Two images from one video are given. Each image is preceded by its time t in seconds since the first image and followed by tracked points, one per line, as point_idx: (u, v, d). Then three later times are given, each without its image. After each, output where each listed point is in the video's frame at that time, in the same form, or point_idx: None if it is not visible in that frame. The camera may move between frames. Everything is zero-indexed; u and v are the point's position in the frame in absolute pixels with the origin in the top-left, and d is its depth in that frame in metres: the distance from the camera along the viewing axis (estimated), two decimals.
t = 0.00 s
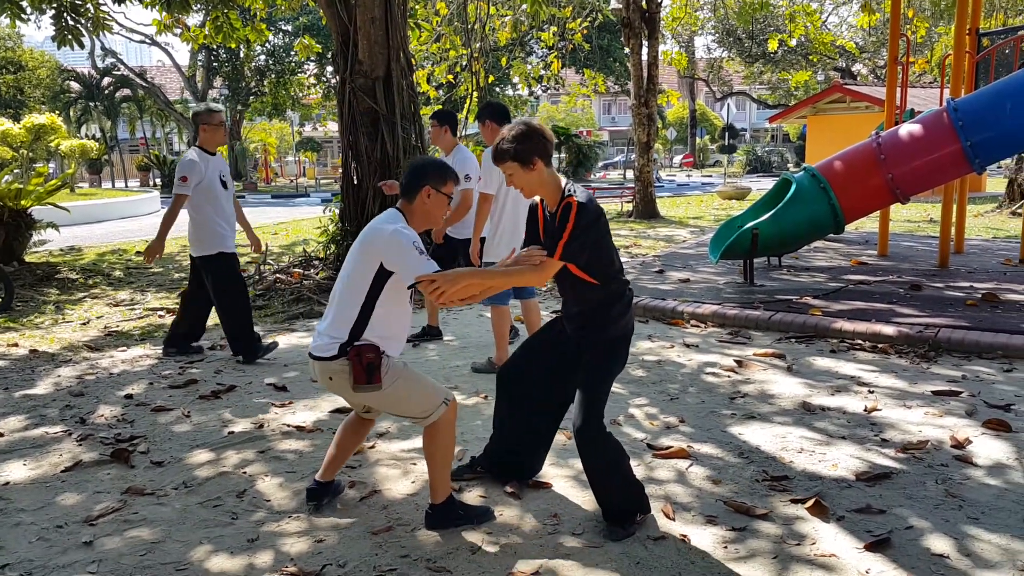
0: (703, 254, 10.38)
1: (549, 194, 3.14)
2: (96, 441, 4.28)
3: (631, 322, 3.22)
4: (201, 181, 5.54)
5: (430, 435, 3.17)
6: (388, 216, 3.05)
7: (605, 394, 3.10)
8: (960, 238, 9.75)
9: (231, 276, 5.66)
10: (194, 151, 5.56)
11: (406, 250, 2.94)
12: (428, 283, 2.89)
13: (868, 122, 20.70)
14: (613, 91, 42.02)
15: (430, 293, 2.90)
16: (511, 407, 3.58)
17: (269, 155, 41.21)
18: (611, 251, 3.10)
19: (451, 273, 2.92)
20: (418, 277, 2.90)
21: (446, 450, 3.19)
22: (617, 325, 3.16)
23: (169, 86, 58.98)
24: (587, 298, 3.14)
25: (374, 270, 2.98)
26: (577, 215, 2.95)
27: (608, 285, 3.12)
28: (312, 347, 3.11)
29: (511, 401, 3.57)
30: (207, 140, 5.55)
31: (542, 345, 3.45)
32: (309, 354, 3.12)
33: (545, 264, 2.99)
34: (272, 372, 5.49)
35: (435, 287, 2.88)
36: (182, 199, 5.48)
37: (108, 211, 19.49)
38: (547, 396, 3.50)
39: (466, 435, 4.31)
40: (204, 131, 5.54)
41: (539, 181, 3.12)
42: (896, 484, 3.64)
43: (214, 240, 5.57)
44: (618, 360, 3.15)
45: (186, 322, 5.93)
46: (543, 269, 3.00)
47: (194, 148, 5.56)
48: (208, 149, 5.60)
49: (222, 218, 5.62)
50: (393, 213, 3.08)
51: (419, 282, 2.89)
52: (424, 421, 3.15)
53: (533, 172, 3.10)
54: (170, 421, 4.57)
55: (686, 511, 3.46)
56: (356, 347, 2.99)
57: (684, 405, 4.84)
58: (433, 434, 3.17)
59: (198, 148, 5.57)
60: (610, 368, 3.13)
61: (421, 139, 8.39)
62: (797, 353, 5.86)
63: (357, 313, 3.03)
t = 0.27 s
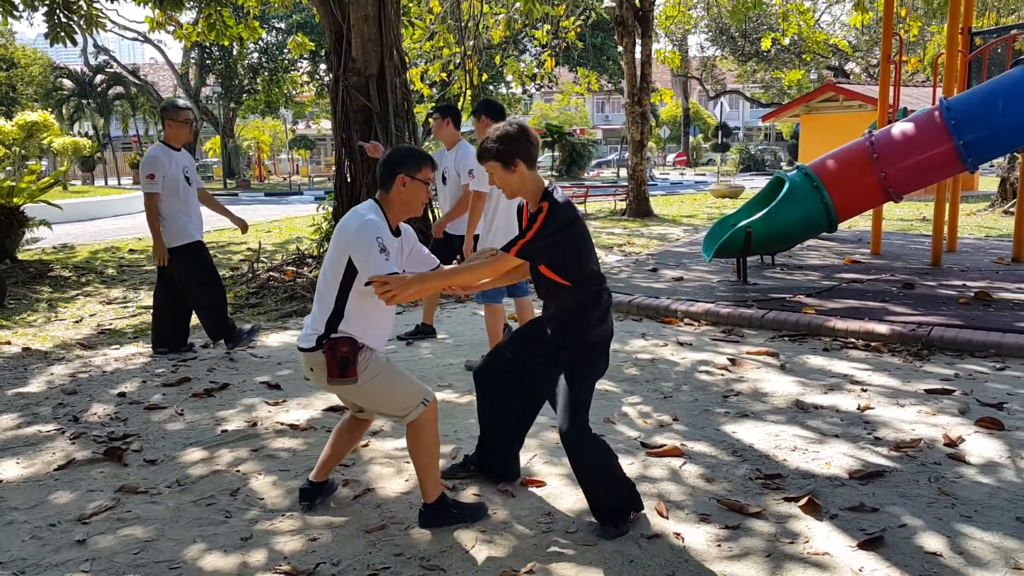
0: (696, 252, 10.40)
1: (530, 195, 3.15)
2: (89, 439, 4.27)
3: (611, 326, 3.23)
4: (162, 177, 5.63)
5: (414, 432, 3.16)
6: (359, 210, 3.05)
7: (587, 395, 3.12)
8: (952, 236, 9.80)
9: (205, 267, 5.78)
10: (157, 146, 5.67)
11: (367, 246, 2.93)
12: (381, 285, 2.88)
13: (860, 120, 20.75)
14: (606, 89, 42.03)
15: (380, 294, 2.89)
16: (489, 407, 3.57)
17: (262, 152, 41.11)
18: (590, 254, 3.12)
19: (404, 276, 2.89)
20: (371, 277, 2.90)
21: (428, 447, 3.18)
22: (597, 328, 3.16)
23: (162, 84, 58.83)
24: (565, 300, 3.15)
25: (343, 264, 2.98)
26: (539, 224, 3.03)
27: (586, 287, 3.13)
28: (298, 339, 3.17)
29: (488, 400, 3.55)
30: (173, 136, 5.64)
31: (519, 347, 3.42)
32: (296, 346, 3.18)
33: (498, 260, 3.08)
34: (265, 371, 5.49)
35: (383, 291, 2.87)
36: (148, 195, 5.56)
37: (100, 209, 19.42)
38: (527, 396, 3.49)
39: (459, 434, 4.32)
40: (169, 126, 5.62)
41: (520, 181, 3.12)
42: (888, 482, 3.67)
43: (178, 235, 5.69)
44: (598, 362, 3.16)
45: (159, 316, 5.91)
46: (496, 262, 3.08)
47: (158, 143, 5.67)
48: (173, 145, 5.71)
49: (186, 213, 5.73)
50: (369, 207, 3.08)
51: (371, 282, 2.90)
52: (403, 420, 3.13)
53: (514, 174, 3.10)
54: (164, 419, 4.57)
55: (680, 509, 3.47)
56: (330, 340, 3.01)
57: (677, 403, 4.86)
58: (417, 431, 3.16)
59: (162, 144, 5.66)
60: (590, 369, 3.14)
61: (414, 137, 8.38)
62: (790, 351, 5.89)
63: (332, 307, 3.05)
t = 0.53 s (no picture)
0: (692, 251, 10.42)
1: (518, 183, 3.13)
2: (84, 436, 4.27)
3: (588, 322, 3.22)
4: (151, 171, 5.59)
5: (406, 429, 3.17)
6: (356, 190, 2.99)
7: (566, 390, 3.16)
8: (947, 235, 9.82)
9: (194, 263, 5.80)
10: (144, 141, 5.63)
11: (364, 232, 2.86)
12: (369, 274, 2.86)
13: (856, 119, 20.80)
14: (603, 87, 42.03)
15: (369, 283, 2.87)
16: (470, 397, 3.57)
17: (257, 150, 41.04)
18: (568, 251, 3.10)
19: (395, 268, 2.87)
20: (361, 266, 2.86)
21: (422, 444, 3.19)
22: (575, 325, 3.16)
23: (158, 80, 58.66)
24: (543, 296, 3.14)
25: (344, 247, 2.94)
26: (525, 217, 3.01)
27: (564, 283, 3.12)
28: (300, 319, 3.12)
29: (471, 391, 3.55)
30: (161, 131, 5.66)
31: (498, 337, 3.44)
32: (298, 327, 3.14)
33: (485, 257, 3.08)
34: (260, 368, 5.49)
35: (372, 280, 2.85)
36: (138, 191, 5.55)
37: (95, 206, 19.37)
38: (509, 388, 3.50)
39: (454, 431, 4.33)
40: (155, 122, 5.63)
41: (510, 169, 3.11)
42: (883, 480, 3.68)
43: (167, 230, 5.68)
44: (575, 359, 3.17)
45: (155, 313, 5.93)
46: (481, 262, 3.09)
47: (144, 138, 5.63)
48: (160, 140, 5.70)
49: (173, 208, 5.72)
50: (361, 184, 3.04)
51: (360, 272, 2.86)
52: (396, 415, 3.13)
53: (503, 159, 3.09)
54: (159, 416, 4.57)
55: (675, 506, 3.48)
56: (339, 321, 2.95)
57: (672, 401, 4.87)
58: (409, 427, 3.16)
59: (149, 140, 5.65)
60: (568, 367, 3.16)
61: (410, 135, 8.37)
62: (785, 349, 5.90)
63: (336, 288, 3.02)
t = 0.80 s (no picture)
0: (689, 248, 10.43)
1: (518, 164, 3.11)
2: (81, 434, 4.27)
3: (578, 308, 3.22)
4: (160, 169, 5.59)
5: (411, 425, 3.16)
6: (377, 169, 2.95)
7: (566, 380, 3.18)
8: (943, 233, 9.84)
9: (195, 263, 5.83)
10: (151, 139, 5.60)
11: (396, 209, 2.85)
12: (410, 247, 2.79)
13: (853, 116, 20.82)
14: (599, 85, 42.00)
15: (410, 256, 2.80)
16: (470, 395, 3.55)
17: (254, 148, 40.99)
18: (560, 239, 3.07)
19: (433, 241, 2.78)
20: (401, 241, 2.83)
21: (425, 440, 3.18)
22: (566, 313, 3.15)
23: (154, 78, 58.56)
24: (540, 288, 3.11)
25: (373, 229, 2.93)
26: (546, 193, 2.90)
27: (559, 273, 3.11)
28: (316, 305, 3.06)
29: (470, 389, 3.54)
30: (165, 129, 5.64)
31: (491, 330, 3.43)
32: (314, 314, 3.08)
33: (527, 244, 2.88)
34: (257, 366, 5.49)
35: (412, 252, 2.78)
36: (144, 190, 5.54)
37: (91, 205, 19.34)
38: (505, 383, 3.47)
39: (451, 429, 4.34)
40: (159, 120, 5.61)
41: (509, 149, 3.10)
42: (879, 477, 3.69)
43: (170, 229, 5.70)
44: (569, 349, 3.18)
45: (150, 312, 5.90)
46: (525, 249, 2.89)
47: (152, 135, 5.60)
48: (164, 138, 5.68)
49: (177, 207, 5.74)
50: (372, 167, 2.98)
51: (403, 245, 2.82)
52: (406, 411, 3.12)
53: (501, 138, 3.09)
54: (156, 414, 4.57)
55: (672, 504, 3.49)
56: (371, 307, 2.99)
57: (669, 399, 4.88)
58: (415, 422, 3.16)
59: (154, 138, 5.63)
60: (565, 355, 3.17)
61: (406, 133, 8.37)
62: (782, 347, 5.91)
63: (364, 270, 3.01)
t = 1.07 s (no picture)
0: (686, 246, 10.43)
1: (518, 160, 3.10)
2: (78, 432, 4.26)
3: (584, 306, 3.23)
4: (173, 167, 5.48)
5: (424, 424, 3.15)
6: (397, 164, 2.96)
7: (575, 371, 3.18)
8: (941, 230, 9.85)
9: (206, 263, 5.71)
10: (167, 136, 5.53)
11: (425, 200, 2.86)
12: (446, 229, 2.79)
13: (851, 114, 20.82)
14: (597, 82, 41.98)
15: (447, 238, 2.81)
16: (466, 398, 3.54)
17: (252, 145, 40.93)
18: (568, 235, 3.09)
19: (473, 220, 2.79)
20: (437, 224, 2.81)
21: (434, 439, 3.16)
22: (573, 309, 3.16)
23: (151, 75, 58.47)
24: (551, 279, 3.12)
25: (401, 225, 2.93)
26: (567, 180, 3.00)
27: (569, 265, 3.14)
28: (339, 305, 3.05)
29: (472, 388, 3.54)
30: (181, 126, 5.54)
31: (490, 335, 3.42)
32: (335, 312, 3.06)
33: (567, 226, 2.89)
34: (255, 363, 5.48)
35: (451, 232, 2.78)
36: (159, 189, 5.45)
37: (89, 202, 19.31)
38: (506, 382, 3.47)
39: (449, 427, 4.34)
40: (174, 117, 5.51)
41: (510, 146, 3.08)
42: (876, 474, 3.70)
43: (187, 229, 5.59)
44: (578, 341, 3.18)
45: (158, 309, 5.92)
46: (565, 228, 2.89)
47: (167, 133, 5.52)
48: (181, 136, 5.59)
49: (195, 206, 5.63)
50: (392, 159, 2.99)
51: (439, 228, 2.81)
52: (423, 409, 3.11)
53: (503, 135, 3.07)
54: (153, 411, 4.56)
55: (668, 501, 3.49)
56: (401, 306, 3.01)
57: (666, 396, 4.88)
58: (428, 419, 3.14)
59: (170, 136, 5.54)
60: (573, 350, 3.17)
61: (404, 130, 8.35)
62: (779, 345, 5.92)
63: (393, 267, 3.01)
